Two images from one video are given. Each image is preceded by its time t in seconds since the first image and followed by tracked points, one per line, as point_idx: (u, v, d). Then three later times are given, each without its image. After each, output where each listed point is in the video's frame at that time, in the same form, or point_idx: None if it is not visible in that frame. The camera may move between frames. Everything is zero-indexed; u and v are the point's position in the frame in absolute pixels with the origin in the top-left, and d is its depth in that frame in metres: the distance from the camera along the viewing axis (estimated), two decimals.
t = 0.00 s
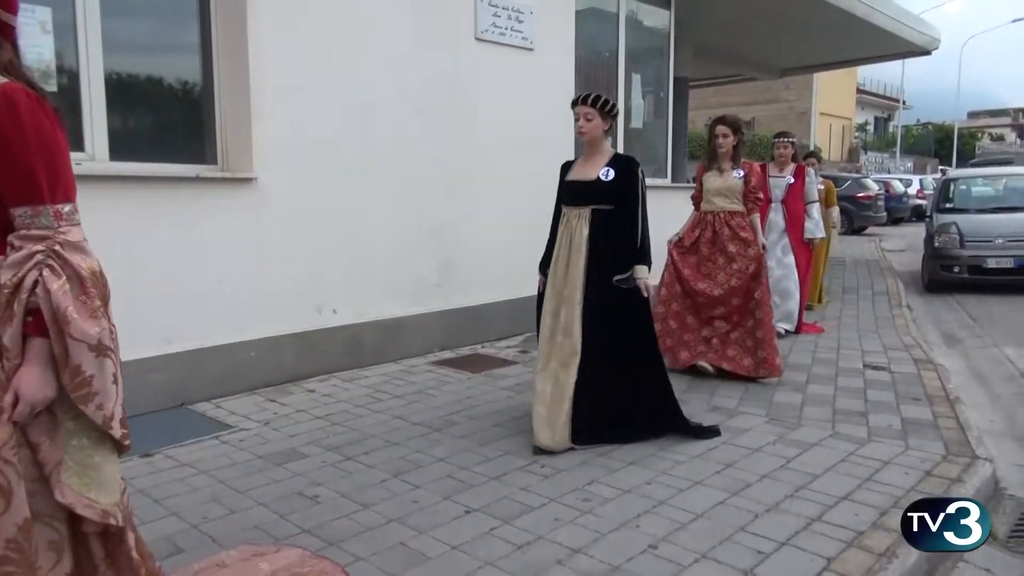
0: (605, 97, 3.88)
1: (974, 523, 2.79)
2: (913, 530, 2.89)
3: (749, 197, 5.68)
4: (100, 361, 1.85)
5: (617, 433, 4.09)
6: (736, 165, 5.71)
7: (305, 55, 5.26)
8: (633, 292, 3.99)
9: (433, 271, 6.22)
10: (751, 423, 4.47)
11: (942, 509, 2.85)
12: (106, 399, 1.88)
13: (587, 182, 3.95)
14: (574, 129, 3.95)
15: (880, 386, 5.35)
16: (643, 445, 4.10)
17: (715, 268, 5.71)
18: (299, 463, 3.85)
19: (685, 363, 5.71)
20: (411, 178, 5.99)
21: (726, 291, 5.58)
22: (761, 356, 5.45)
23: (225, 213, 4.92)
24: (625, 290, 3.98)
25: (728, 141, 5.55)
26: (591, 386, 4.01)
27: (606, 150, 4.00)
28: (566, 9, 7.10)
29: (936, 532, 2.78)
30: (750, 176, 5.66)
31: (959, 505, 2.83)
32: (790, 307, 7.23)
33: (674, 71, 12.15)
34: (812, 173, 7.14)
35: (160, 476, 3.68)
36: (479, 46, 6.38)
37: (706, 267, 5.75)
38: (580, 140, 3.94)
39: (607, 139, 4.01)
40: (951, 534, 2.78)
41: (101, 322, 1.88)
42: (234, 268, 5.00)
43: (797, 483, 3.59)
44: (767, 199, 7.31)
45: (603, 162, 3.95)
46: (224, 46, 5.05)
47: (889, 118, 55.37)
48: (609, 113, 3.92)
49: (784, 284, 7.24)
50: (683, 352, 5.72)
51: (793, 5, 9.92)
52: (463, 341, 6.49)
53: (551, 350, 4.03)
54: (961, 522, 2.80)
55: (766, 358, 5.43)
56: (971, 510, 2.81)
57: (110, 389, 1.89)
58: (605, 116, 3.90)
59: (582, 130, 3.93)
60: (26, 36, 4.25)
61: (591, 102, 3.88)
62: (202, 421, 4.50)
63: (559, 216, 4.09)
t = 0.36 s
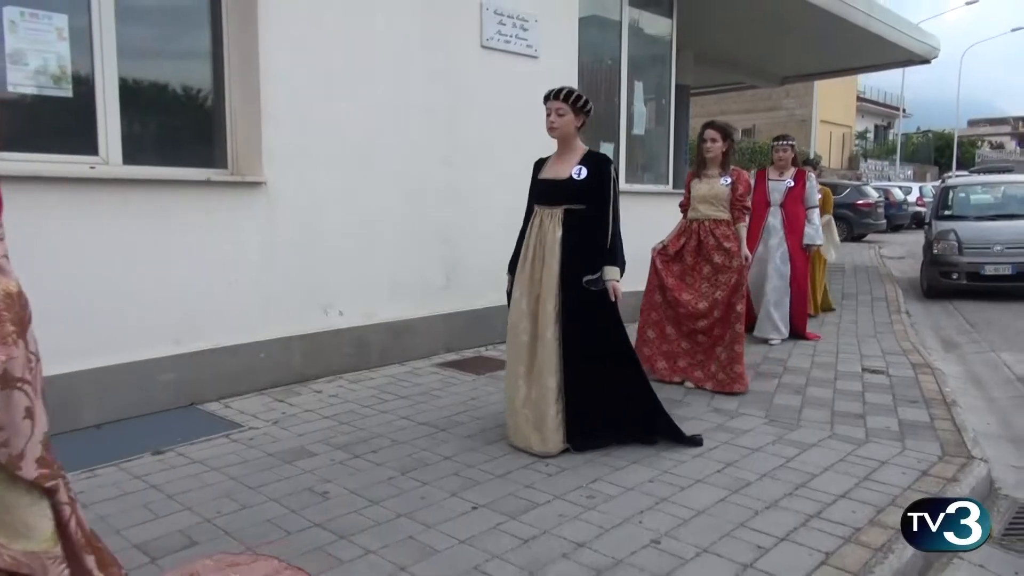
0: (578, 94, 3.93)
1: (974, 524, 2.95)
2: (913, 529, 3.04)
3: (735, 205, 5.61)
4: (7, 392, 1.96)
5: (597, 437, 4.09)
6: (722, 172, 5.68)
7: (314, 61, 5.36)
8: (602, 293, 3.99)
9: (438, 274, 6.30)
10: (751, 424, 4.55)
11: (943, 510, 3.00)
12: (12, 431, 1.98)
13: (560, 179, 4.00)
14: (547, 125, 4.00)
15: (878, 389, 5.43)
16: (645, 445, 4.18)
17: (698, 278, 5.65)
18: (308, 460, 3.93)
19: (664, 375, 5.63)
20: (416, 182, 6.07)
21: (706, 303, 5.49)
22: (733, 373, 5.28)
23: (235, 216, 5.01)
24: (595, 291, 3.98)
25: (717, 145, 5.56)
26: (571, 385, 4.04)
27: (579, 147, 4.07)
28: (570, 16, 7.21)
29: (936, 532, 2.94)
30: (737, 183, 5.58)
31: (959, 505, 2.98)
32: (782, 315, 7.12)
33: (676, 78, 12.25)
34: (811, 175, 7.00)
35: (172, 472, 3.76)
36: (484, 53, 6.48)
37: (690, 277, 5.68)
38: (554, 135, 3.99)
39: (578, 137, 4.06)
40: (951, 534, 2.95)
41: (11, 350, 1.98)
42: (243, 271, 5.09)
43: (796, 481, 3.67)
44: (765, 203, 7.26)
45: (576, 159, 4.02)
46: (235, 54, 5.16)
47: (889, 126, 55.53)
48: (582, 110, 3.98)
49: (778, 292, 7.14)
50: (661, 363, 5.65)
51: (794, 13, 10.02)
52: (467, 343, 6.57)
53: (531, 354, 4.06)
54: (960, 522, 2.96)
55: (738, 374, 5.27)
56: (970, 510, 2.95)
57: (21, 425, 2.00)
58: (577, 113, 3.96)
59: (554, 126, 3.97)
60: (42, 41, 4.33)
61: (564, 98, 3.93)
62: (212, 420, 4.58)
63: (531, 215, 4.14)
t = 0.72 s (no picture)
0: (557, 98, 3.80)
1: (974, 522, 2.97)
2: (913, 527, 3.06)
3: (730, 207, 5.52)
4: None
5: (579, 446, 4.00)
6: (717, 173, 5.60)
7: (329, 66, 5.47)
8: (584, 302, 3.89)
9: (449, 274, 6.40)
10: (759, 423, 4.64)
11: (942, 509, 3.02)
12: None
13: (542, 186, 3.89)
14: (526, 131, 3.88)
15: (884, 389, 5.51)
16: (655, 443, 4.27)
17: (690, 279, 5.51)
18: (326, 456, 4.03)
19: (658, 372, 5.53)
20: (427, 184, 6.17)
21: (698, 302, 5.37)
22: (727, 372, 5.21)
23: (253, 218, 5.12)
24: (577, 300, 3.89)
25: (709, 146, 5.43)
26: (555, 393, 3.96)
27: (560, 151, 3.96)
28: (579, 21, 7.30)
29: (936, 532, 2.95)
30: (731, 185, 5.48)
31: (959, 505, 3.00)
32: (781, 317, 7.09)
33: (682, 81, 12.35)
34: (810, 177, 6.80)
35: (195, 467, 3.86)
36: (494, 57, 6.58)
37: (680, 278, 5.54)
38: (533, 142, 3.86)
39: (559, 141, 3.95)
40: (951, 534, 2.97)
41: None
42: (261, 271, 5.20)
43: (803, 478, 3.76)
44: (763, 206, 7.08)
45: (558, 165, 3.91)
46: (251, 59, 5.27)
47: (894, 128, 55.52)
48: (561, 113, 3.86)
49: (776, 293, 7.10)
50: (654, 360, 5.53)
51: (799, 16, 10.11)
52: (478, 343, 6.67)
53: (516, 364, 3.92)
54: (961, 521, 2.98)
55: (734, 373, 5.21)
56: (970, 509, 2.96)
57: None
58: (556, 118, 3.83)
59: (533, 132, 3.85)
60: (66, 48, 4.44)
61: (542, 103, 3.80)
62: (231, 417, 4.69)
63: (513, 221, 4.04)
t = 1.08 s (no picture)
0: (552, 96, 3.69)
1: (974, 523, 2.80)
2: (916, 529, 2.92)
3: (743, 210, 5.30)
4: None
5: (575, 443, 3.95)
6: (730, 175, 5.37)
7: (363, 68, 5.56)
8: (582, 304, 3.77)
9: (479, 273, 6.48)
10: (790, 421, 4.66)
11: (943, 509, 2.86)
12: None
13: (534, 186, 3.75)
14: (518, 129, 3.75)
15: (916, 388, 5.49)
16: (685, 440, 4.31)
17: (704, 289, 5.28)
18: (362, 452, 4.11)
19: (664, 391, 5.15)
20: (458, 184, 6.25)
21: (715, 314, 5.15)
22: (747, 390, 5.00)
23: (289, 218, 5.23)
24: (575, 302, 3.77)
25: (722, 148, 5.22)
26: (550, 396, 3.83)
27: (552, 151, 3.83)
28: (608, 21, 7.34)
29: (936, 532, 2.79)
30: (744, 187, 5.26)
31: (960, 505, 2.83)
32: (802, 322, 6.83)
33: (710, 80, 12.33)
34: (826, 175, 6.61)
35: (235, 461, 3.96)
36: (524, 58, 6.64)
37: (694, 288, 5.31)
38: (525, 140, 3.74)
39: (551, 141, 3.84)
40: (951, 534, 2.78)
41: None
42: (297, 270, 5.31)
43: (835, 476, 3.78)
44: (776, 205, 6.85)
45: (550, 164, 3.78)
46: (286, 63, 5.37)
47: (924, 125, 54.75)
48: (555, 112, 3.74)
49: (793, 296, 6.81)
50: (666, 378, 5.16)
51: (828, 14, 10.06)
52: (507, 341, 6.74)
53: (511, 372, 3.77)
54: (961, 522, 2.81)
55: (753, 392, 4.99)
56: (971, 509, 2.81)
57: None
58: (550, 116, 3.72)
59: (526, 130, 3.73)
60: (110, 52, 4.57)
61: (536, 99, 3.68)
62: (268, 413, 4.80)
63: (501, 222, 3.87)
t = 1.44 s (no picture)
0: (537, 88, 3.49)
1: (974, 523, 2.89)
2: (912, 529, 2.98)
3: (733, 204, 5.16)
4: None
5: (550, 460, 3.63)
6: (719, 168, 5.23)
7: (374, 66, 5.58)
8: (561, 305, 3.54)
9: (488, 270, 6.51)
10: (800, 418, 4.70)
11: (943, 510, 2.95)
12: None
13: (516, 183, 3.55)
14: (501, 122, 3.56)
15: (924, 386, 5.53)
16: (698, 436, 4.35)
17: (695, 284, 5.14)
18: (378, 446, 4.14)
19: (662, 390, 5.12)
20: (467, 181, 6.27)
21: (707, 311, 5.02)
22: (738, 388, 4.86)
23: (302, 215, 5.26)
24: (553, 304, 3.54)
25: (712, 139, 5.05)
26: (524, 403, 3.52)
27: (536, 147, 3.63)
28: (617, 20, 7.37)
29: (936, 532, 2.85)
30: (735, 181, 5.12)
31: (959, 505, 2.95)
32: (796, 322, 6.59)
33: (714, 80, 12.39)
34: (825, 171, 6.41)
35: (252, 455, 3.99)
36: (534, 56, 6.67)
37: (685, 283, 5.17)
38: (507, 134, 3.55)
39: (535, 136, 3.64)
40: (950, 534, 2.86)
41: None
42: (310, 266, 5.34)
43: (848, 471, 3.81)
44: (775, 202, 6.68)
45: (533, 161, 3.58)
46: (299, 61, 5.40)
47: (923, 125, 54.86)
48: (540, 107, 3.55)
49: (789, 296, 6.60)
50: (662, 378, 5.12)
51: (832, 14, 10.11)
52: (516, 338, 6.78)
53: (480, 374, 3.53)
54: (961, 522, 2.90)
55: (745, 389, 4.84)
56: (970, 510, 2.91)
57: None
58: (534, 110, 3.52)
59: (508, 124, 3.53)
60: (127, 49, 4.61)
61: (520, 92, 3.49)
62: (282, 407, 4.83)
63: (484, 221, 3.67)
